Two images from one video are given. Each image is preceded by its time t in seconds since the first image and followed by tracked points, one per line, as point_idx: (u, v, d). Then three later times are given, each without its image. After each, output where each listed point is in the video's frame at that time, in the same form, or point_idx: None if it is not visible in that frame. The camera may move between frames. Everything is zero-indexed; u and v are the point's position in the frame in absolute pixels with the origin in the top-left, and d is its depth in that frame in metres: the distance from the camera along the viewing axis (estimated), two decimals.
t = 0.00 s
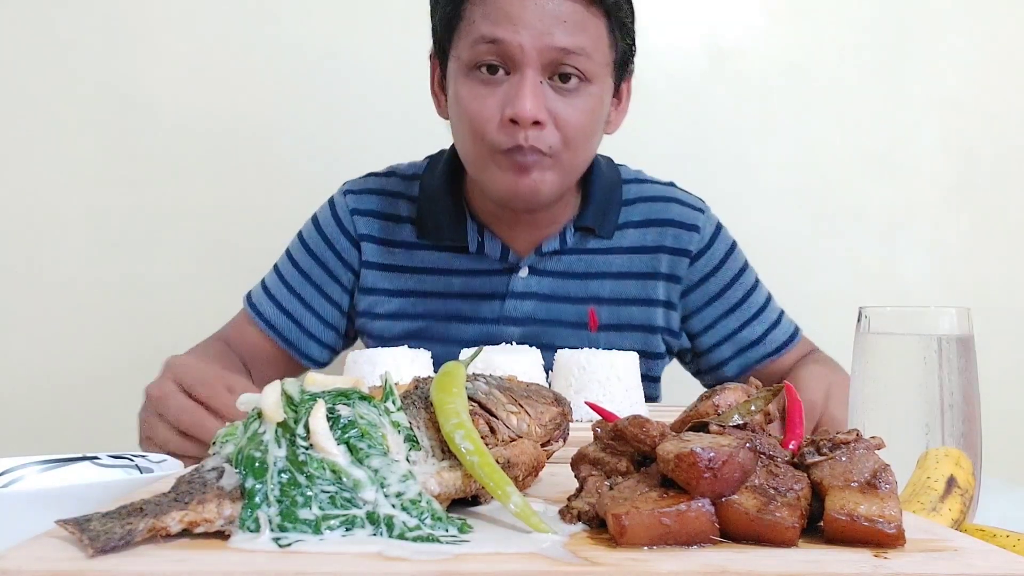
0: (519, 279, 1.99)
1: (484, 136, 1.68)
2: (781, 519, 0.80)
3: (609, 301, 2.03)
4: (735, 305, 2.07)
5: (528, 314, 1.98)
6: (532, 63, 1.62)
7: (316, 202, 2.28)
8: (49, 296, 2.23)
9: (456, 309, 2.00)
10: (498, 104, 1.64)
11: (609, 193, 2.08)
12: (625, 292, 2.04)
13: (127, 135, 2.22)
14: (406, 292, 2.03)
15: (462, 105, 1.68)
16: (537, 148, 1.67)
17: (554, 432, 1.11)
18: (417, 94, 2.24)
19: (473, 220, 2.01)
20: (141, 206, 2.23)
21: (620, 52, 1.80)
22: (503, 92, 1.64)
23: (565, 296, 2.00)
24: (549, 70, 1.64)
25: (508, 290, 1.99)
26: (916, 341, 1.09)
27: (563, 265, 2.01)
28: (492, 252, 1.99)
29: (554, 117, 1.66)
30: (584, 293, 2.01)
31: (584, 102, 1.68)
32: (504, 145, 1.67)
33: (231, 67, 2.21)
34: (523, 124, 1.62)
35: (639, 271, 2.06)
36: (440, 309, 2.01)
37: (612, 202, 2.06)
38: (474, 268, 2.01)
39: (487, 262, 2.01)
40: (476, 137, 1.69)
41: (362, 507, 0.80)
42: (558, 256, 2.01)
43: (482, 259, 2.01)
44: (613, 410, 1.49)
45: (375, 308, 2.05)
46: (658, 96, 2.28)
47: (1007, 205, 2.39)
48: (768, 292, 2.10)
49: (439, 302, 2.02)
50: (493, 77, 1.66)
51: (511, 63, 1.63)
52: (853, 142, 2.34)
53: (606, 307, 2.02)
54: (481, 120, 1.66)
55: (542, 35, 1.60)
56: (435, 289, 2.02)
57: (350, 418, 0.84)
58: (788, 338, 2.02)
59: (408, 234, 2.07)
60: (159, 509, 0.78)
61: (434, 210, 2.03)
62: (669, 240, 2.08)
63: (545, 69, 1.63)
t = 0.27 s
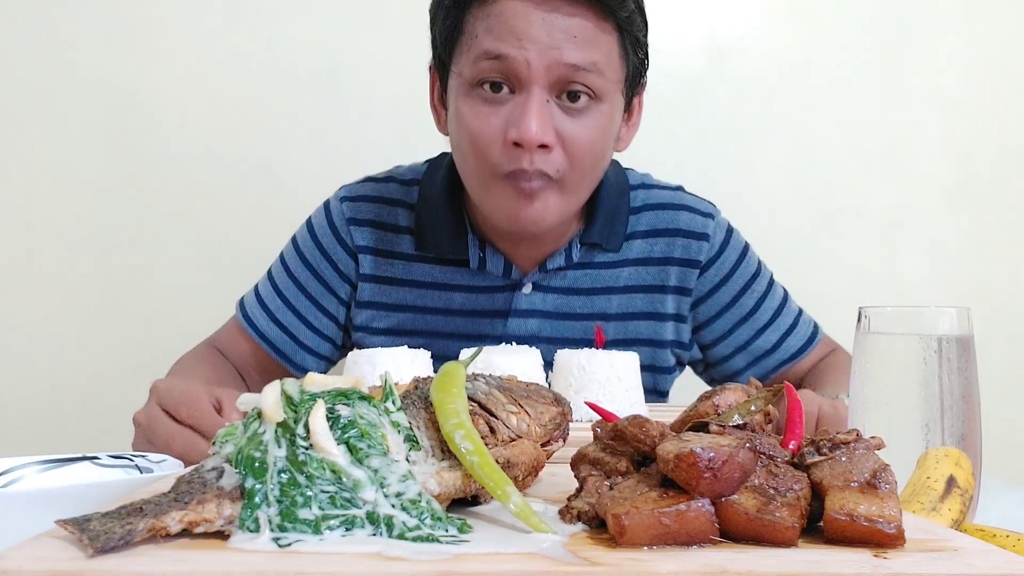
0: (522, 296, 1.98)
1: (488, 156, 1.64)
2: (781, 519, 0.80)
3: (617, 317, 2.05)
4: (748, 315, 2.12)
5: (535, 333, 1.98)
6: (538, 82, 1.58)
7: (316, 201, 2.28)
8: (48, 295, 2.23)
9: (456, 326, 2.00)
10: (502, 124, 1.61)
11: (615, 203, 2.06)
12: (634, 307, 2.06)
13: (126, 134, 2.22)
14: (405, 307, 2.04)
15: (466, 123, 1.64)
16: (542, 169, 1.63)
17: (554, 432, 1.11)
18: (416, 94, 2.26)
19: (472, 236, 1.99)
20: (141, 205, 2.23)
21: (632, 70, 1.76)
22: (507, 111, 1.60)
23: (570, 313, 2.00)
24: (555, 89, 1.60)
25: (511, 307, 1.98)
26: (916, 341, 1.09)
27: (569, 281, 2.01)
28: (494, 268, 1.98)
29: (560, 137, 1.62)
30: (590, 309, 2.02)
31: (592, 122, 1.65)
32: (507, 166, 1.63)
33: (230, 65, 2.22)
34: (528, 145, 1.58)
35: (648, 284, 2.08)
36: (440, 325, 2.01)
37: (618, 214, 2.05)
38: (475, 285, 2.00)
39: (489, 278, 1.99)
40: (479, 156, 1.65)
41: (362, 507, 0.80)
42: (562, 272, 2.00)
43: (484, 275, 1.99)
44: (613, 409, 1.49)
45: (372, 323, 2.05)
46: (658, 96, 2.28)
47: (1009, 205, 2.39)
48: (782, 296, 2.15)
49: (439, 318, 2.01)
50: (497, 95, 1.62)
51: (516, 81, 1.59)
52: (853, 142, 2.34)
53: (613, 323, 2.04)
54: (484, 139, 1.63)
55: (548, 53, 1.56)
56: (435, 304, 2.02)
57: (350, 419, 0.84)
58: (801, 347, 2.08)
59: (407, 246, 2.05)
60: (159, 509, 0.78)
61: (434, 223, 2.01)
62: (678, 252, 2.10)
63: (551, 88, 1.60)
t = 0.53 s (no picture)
0: (522, 306, 1.98)
1: (489, 165, 1.64)
2: (781, 519, 0.80)
3: (621, 327, 2.06)
4: (754, 323, 2.13)
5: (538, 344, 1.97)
6: (541, 91, 1.57)
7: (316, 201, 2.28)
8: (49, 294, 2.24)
9: (456, 335, 2.01)
10: (505, 133, 1.60)
11: (620, 211, 2.06)
12: (638, 317, 2.07)
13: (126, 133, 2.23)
14: (404, 315, 2.04)
15: (467, 132, 1.64)
16: (545, 179, 1.63)
17: (554, 432, 1.11)
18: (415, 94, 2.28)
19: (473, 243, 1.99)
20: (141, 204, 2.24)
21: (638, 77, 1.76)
22: (510, 121, 1.60)
23: (573, 322, 2.01)
24: (559, 99, 1.60)
25: (511, 317, 1.98)
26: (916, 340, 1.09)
27: (572, 291, 2.00)
28: (494, 277, 1.98)
29: (563, 147, 1.62)
30: (592, 319, 2.02)
31: (596, 132, 1.64)
32: (509, 176, 1.63)
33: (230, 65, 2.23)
34: (530, 155, 1.58)
35: (652, 294, 2.09)
36: (438, 335, 2.02)
37: (621, 222, 2.04)
38: (474, 294, 2.00)
39: (489, 287, 1.99)
40: (481, 165, 1.65)
41: (362, 507, 0.80)
42: (564, 282, 2.00)
43: (484, 283, 1.99)
44: (613, 409, 1.49)
45: (370, 331, 2.06)
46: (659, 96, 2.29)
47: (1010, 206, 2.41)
48: (787, 304, 2.16)
49: (438, 327, 2.02)
50: (499, 104, 1.62)
51: (519, 91, 1.59)
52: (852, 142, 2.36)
53: (616, 333, 2.05)
54: (486, 148, 1.62)
55: (552, 62, 1.56)
56: (433, 314, 2.02)
57: (350, 419, 0.84)
58: (806, 355, 2.10)
59: (405, 253, 2.05)
60: (159, 509, 0.78)
61: (433, 230, 2.00)
62: (682, 261, 2.11)
63: (554, 98, 1.59)
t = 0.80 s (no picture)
0: (522, 309, 1.98)
1: (489, 166, 1.63)
2: (781, 519, 0.80)
3: (622, 331, 2.06)
4: (754, 327, 2.14)
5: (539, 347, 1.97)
6: (541, 92, 1.57)
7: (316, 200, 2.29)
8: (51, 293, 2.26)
9: (454, 339, 2.00)
10: (504, 134, 1.60)
11: (620, 214, 2.06)
12: (639, 321, 2.07)
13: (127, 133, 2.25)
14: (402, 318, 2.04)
15: (467, 132, 1.64)
16: (545, 180, 1.63)
17: (554, 432, 1.12)
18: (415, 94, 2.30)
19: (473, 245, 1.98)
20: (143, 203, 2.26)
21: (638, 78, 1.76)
22: (510, 121, 1.60)
23: (573, 326, 2.01)
24: (559, 99, 1.60)
25: (511, 320, 1.98)
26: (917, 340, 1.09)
27: (573, 295, 2.01)
28: (494, 280, 1.97)
29: (563, 147, 1.62)
30: (592, 322, 2.02)
31: (597, 132, 1.64)
32: (509, 177, 1.63)
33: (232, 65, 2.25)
34: (530, 156, 1.58)
35: (653, 297, 2.09)
36: (437, 338, 2.01)
37: (621, 226, 2.04)
38: (474, 297, 2.00)
39: (489, 290, 1.99)
40: (481, 166, 1.65)
41: (362, 507, 0.80)
42: (564, 285, 2.00)
43: (484, 286, 1.99)
44: (613, 410, 1.49)
45: (368, 334, 2.06)
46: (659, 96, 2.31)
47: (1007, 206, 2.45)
48: (788, 307, 2.17)
49: (437, 330, 2.01)
50: (499, 104, 1.61)
51: (518, 91, 1.59)
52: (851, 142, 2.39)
53: (616, 337, 2.05)
54: (486, 149, 1.62)
55: (552, 62, 1.56)
56: (433, 316, 2.02)
57: (350, 419, 0.84)
58: (807, 359, 2.11)
59: (405, 254, 2.05)
60: (159, 509, 0.78)
61: (433, 232, 2.00)
62: (683, 264, 2.11)
63: (554, 98, 1.59)
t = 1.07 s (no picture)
0: (522, 310, 1.98)
1: (489, 165, 1.64)
2: (780, 519, 0.80)
3: (621, 332, 2.06)
4: (755, 329, 2.14)
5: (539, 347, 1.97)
6: (542, 90, 1.57)
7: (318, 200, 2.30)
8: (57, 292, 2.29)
9: (454, 338, 2.00)
10: (505, 132, 1.60)
11: (621, 214, 2.06)
12: (639, 321, 2.07)
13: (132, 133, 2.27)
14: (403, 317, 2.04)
15: (468, 131, 1.64)
16: (546, 179, 1.63)
17: (554, 432, 1.12)
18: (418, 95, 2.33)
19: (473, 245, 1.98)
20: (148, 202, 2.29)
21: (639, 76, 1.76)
22: (511, 120, 1.60)
23: (573, 327, 2.01)
24: (560, 98, 1.60)
25: (511, 320, 1.98)
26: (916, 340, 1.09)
27: (573, 295, 2.01)
28: (494, 281, 1.97)
29: (564, 146, 1.62)
30: (591, 323, 2.02)
31: (597, 131, 1.64)
32: (510, 177, 1.63)
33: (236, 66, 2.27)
34: (531, 155, 1.58)
35: (653, 298, 2.09)
36: (436, 338, 2.01)
37: (621, 227, 2.04)
38: (474, 297, 2.00)
39: (489, 290, 1.99)
40: (481, 164, 1.65)
41: (362, 507, 0.80)
42: (563, 286, 2.00)
43: (484, 286, 1.99)
44: (613, 410, 1.49)
45: (368, 333, 2.06)
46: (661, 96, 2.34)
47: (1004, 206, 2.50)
48: (789, 309, 2.17)
49: (436, 331, 2.01)
50: (500, 102, 1.61)
51: (519, 89, 1.59)
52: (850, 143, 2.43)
53: (616, 338, 2.05)
54: (487, 147, 1.62)
55: (553, 60, 1.55)
56: (433, 316, 2.02)
57: (350, 418, 0.84)
58: (807, 361, 2.11)
59: (404, 254, 2.05)
60: (159, 509, 0.78)
61: (433, 232, 2.00)
62: (684, 265, 2.11)
63: (555, 97, 1.59)
